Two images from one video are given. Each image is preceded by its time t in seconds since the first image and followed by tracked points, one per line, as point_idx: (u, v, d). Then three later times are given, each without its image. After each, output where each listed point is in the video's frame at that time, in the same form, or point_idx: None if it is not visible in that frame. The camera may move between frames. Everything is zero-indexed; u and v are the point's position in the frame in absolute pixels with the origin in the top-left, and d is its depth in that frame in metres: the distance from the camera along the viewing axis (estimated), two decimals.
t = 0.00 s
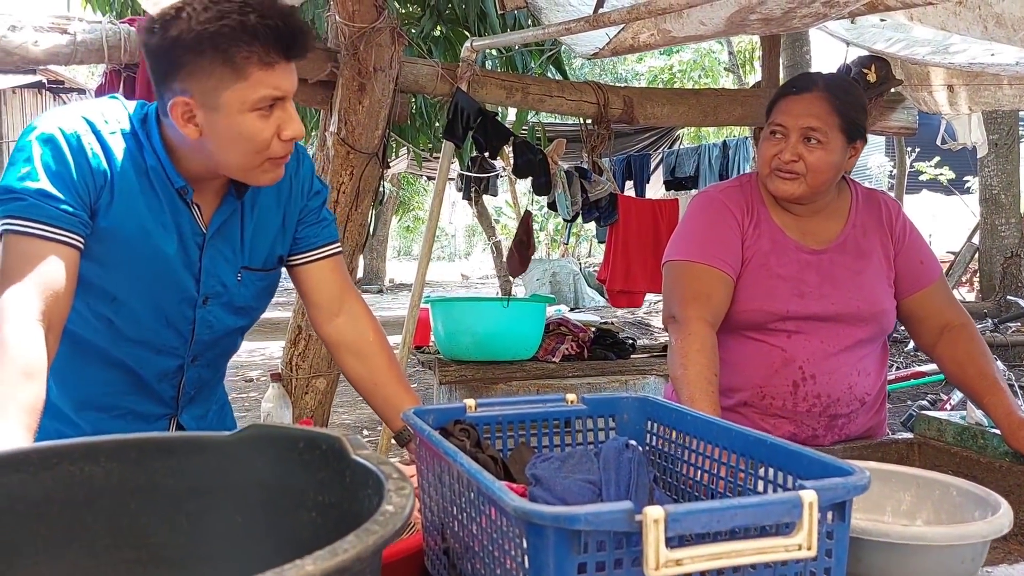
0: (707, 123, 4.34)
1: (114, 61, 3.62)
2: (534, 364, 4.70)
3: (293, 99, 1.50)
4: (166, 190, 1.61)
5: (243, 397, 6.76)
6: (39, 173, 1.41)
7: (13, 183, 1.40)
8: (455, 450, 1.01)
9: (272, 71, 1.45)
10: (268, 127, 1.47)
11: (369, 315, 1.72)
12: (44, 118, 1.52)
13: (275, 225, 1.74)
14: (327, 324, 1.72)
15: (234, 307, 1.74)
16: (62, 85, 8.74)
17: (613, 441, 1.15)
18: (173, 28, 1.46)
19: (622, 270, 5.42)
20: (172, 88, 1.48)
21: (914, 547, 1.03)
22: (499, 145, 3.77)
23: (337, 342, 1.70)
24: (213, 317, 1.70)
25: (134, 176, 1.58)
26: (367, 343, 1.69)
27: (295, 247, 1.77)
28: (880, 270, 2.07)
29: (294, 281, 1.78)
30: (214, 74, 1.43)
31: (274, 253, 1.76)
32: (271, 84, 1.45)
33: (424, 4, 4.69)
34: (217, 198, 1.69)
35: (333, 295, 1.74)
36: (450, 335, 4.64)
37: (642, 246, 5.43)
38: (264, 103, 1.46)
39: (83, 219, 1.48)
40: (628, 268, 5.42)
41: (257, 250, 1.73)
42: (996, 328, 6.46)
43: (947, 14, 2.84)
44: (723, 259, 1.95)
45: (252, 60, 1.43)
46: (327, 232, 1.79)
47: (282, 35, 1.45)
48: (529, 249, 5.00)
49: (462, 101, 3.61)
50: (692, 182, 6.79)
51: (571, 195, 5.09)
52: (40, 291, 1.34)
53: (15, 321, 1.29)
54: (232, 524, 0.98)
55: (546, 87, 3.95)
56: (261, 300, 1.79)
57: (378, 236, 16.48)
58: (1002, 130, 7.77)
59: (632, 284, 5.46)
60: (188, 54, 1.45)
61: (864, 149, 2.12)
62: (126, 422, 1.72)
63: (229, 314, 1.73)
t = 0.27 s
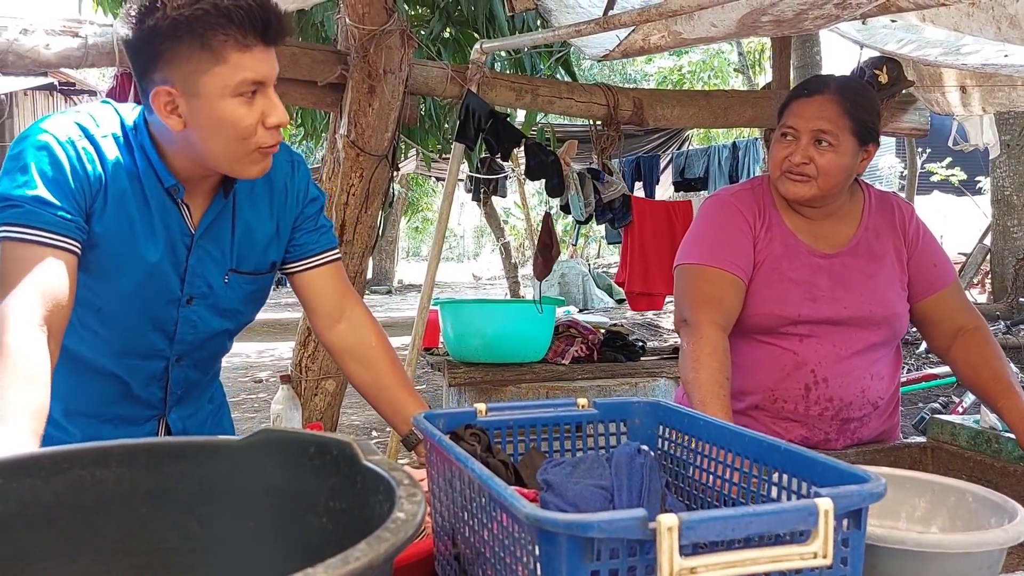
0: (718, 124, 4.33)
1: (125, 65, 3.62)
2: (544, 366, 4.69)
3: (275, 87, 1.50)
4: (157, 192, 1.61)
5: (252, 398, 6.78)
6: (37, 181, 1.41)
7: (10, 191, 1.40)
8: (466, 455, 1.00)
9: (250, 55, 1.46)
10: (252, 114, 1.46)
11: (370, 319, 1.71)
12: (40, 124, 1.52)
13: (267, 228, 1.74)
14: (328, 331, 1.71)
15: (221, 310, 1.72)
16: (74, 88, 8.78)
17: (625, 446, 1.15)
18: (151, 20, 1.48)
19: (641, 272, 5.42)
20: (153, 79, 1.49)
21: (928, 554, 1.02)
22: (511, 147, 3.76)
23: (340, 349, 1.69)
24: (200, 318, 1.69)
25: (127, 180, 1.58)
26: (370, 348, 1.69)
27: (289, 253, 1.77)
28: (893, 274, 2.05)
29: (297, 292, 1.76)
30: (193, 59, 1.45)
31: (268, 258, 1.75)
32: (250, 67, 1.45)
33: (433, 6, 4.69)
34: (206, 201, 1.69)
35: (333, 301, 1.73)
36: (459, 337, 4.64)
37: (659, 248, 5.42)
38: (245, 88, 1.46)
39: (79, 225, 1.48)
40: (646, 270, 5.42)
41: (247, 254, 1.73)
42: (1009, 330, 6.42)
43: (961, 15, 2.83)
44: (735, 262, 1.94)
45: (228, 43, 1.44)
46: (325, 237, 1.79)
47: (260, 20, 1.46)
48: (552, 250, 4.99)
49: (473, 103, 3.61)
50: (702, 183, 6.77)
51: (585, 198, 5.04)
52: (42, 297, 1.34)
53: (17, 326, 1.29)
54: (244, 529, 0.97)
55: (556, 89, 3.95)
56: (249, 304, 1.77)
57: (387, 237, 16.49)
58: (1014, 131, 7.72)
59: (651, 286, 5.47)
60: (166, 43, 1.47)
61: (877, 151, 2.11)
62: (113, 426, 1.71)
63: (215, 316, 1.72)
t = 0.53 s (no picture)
0: (725, 125, 4.32)
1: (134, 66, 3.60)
2: (551, 366, 4.69)
3: (282, 102, 1.51)
4: (163, 197, 1.61)
5: (260, 398, 6.79)
6: (42, 186, 1.42)
7: (15, 195, 1.41)
8: (476, 455, 1.00)
9: (260, 71, 1.46)
10: (256, 129, 1.47)
11: (378, 320, 1.71)
12: (46, 131, 1.52)
13: (274, 233, 1.74)
14: (336, 333, 1.71)
15: (228, 315, 1.73)
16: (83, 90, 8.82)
17: (634, 447, 1.15)
18: (164, 31, 1.49)
19: (647, 272, 5.42)
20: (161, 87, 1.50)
21: (939, 555, 1.01)
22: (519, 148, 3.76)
23: (349, 350, 1.69)
24: (207, 323, 1.69)
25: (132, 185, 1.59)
26: (379, 349, 1.69)
27: (296, 255, 1.76)
28: (901, 274, 2.05)
29: (303, 291, 1.76)
30: (202, 71, 1.45)
31: (274, 261, 1.76)
32: (258, 83, 1.46)
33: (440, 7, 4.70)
34: (212, 207, 1.68)
35: (340, 302, 1.72)
36: (467, 337, 4.65)
37: (666, 247, 5.41)
38: (253, 103, 1.47)
39: (86, 229, 1.48)
40: (653, 270, 5.41)
41: (253, 258, 1.73)
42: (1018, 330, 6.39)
43: (970, 14, 2.82)
44: (743, 262, 1.94)
45: (240, 58, 1.44)
46: (332, 237, 1.78)
47: (273, 38, 1.46)
48: (563, 249, 4.99)
49: (480, 104, 3.61)
50: (708, 183, 6.76)
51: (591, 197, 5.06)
52: (49, 300, 1.35)
53: (25, 329, 1.29)
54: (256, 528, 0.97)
55: (563, 90, 3.95)
56: (256, 309, 1.78)
57: (394, 238, 16.52)
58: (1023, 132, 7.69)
59: (658, 287, 5.48)
60: (177, 54, 1.47)
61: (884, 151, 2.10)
62: (123, 429, 1.72)
63: (223, 320, 1.72)
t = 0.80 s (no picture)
0: (732, 127, 4.33)
1: (143, 69, 3.66)
2: (558, 369, 4.69)
3: (303, 113, 1.52)
4: (180, 201, 1.63)
5: (267, 400, 6.81)
6: (61, 190, 1.43)
7: (34, 198, 1.42)
8: (485, 459, 1.01)
9: (287, 77, 1.47)
10: (268, 133, 1.48)
11: (388, 322, 1.72)
12: (64, 134, 1.53)
13: (288, 237, 1.75)
14: (346, 335, 1.72)
15: (241, 318, 1.74)
16: (92, 93, 8.87)
17: (642, 451, 1.15)
18: (210, 20, 1.52)
19: (647, 273, 5.42)
20: (192, 71, 1.53)
21: (946, 560, 1.02)
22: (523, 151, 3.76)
23: (359, 352, 1.71)
24: (221, 326, 1.70)
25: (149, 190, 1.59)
26: (389, 351, 1.70)
27: (308, 257, 1.78)
28: (909, 277, 2.05)
29: (315, 295, 1.78)
30: (230, 64, 1.47)
31: (286, 265, 1.76)
32: (280, 89, 1.47)
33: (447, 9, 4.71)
34: (227, 213, 1.70)
35: (350, 304, 1.74)
36: (474, 339, 4.65)
37: (666, 247, 5.42)
38: (270, 107, 1.48)
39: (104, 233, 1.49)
40: (653, 271, 5.41)
41: (268, 262, 1.74)
42: None
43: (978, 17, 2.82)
44: (750, 265, 1.94)
45: (267, 61, 1.46)
46: (343, 242, 1.79)
47: (304, 51, 1.47)
48: (556, 250, 5.00)
49: (487, 106, 3.60)
50: (715, 185, 6.76)
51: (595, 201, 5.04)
52: (65, 303, 1.36)
53: (41, 332, 1.30)
54: (266, 531, 0.98)
55: (570, 93, 3.95)
56: (269, 312, 1.79)
57: (400, 239, 16.55)
58: None
59: (658, 289, 5.47)
60: (213, 42, 1.50)
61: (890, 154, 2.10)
62: (138, 431, 1.73)
63: (237, 324, 1.74)
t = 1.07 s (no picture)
0: (737, 130, 4.34)
1: (152, 73, 3.71)
2: (563, 371, 4.69)
3: (334, 123, 1.55)
4: (201, 204, 1.64)
5: (271, 402, 6.82)
6: (83, 193, 1.44)
7: (56, 201, 1.42)
8: (492, 463, 1.02)
9: (323, 86, 1.51)
10: (301, 138, 1.51)
11: (396, 326, 1.74)
12: (86, 139, 1.54)
13: (304, 241, 1.76)
14: (355, 338, 1.73)
15: (258, 320, 1.75)
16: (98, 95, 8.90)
17: (649, 455, 1.16)
18: (252, 27, 1.55)
19: (648, 276, 5.43)
20: (229, 73, 1.54)
21: (951, 564, 1.02)
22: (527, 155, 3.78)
23: (368, 355, 1.72)
24: (238, 328, 1.71)
25: (169, 193, 1.61)
26: (397, 356, 1.71)
27: (320, 262, 1.79)
28: (914, 281, 2.05)
29: (323, 297, 1.80)
30: (269, 69, 1.50)
31: (300, 269, 1.77)
32: (317, 96, 1.50)
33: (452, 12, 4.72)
34: (247, 216, 1.71)
35: (360, 309, 1.76)
36: (479, 342, 4.66)
37: (668, 251, 5.42)
38: (306, 113, 1.51)
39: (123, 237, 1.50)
40: (654, 275, 5.42)
41: (285, 265, 1.75)
42: None
43: (982, 21, 2.84)
44: (755, 269, 1.95)
45: (308, 69, 1.50)
46: (355, 246, 1.82)
47: (342, 62, 1.52)
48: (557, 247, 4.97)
49: (491, 111, 3.62)
50: (719, 188, 6.77)
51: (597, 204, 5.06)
52: (81, 305, 1.37)
53: (57, 334, 1.32)
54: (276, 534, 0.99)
55: (575, 96, 3.96)
56: (285, 315, 1.80)
57: (405, 241, 16.58)
58: None
59: (659, 293, 5.47)
60: (254, 47, 1.52)
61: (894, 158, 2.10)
62: (154, 433, 1.74)
63: (254, 326, 1.75)
